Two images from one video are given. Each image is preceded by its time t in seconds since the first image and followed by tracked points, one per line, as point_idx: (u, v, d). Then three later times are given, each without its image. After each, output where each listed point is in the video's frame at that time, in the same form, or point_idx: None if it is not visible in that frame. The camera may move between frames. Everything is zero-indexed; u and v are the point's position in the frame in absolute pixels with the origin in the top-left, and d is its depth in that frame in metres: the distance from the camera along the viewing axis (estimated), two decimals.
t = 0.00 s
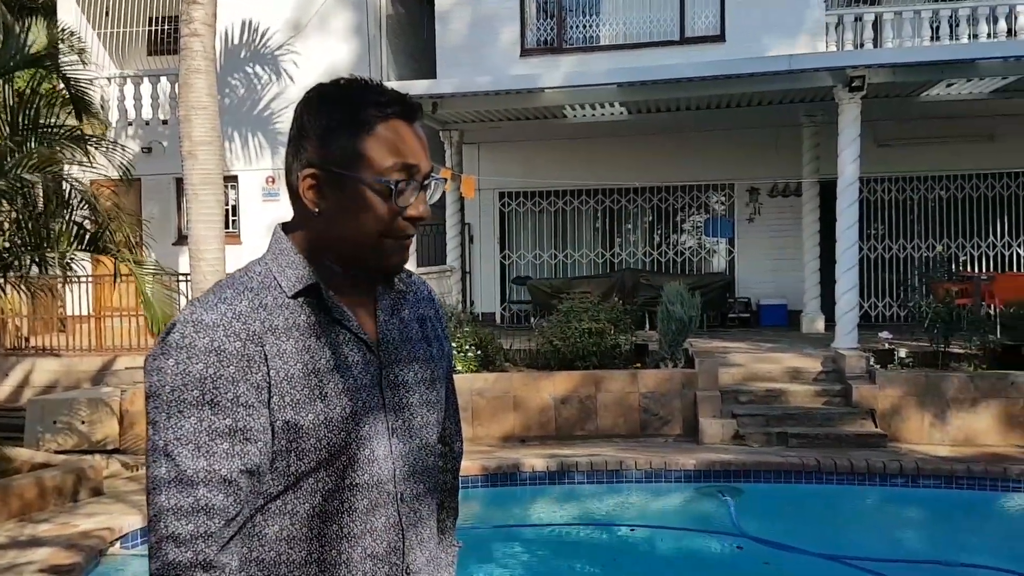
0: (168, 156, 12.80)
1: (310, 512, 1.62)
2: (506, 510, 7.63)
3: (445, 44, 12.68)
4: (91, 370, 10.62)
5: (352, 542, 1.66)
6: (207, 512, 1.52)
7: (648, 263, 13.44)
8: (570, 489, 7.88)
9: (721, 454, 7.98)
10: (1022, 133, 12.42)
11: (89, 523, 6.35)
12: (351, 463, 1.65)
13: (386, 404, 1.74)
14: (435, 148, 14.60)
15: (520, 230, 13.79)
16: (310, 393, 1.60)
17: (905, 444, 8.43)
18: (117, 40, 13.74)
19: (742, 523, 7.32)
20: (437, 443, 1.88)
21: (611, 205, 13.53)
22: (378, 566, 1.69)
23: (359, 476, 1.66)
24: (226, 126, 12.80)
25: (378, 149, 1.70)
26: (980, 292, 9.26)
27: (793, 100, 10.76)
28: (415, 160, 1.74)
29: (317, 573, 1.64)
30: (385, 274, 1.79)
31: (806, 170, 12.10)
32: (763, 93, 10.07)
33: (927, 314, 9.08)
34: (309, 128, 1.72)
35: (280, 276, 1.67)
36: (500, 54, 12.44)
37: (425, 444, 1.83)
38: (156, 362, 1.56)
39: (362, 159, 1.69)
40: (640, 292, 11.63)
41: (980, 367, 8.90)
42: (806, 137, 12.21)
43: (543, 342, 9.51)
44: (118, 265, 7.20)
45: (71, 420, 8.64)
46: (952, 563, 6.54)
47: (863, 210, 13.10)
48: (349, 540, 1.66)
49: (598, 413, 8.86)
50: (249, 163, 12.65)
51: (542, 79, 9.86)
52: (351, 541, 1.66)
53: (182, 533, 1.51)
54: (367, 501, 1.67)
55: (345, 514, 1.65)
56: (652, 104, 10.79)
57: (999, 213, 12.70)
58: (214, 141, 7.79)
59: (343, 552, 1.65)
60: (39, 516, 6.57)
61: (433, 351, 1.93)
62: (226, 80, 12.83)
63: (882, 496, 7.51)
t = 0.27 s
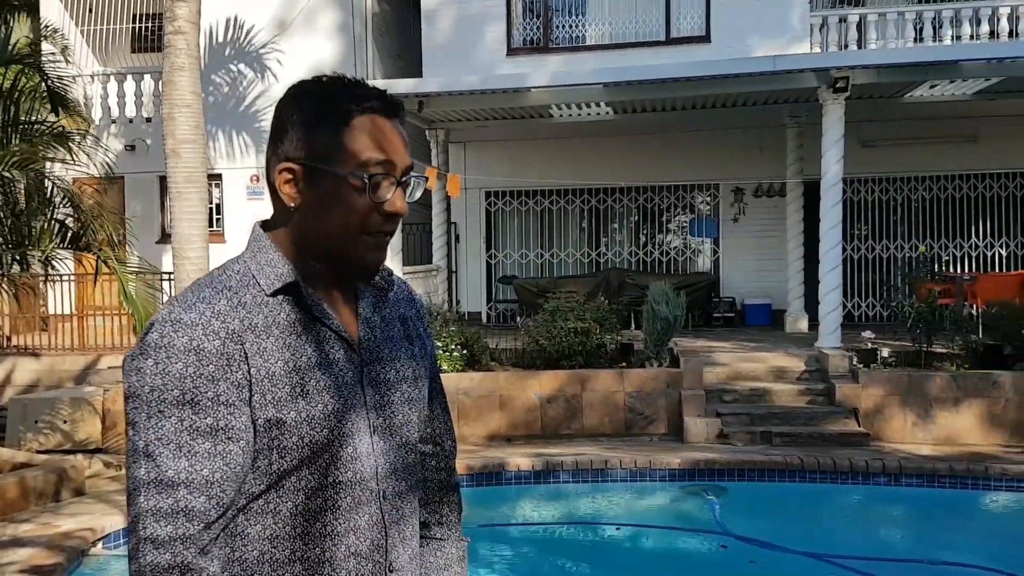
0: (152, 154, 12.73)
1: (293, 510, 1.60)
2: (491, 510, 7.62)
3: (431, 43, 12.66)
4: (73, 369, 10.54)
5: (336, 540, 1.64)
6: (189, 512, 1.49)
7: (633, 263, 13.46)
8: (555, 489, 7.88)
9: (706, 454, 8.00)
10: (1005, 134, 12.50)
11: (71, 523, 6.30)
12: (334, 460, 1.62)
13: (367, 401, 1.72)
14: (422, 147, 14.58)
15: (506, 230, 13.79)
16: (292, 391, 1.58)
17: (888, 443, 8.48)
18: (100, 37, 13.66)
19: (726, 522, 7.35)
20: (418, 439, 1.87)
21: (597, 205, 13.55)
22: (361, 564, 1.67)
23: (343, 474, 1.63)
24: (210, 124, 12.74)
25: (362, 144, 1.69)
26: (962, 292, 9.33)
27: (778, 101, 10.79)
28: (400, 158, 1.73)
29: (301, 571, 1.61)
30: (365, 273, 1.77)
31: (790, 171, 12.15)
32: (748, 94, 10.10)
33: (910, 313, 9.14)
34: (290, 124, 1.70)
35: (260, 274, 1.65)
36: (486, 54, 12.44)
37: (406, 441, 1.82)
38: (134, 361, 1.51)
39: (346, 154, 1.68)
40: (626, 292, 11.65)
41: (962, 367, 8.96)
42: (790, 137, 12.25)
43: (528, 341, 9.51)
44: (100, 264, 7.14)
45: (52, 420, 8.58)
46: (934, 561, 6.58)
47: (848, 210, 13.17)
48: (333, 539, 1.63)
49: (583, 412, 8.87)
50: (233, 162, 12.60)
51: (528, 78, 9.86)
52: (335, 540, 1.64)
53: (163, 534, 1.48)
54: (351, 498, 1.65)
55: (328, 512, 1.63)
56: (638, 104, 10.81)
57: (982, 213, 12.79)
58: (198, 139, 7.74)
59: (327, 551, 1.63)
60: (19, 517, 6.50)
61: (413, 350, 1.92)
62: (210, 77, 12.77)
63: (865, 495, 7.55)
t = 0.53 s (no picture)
0: (148, 152, 12.72)
1: (284, 499, 1.54)
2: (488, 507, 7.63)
3: (427, 41, 12.65)
4: (68, 367, 10.52)
5: (326, 531, 1.58)
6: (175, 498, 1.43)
7: (630, 261, 13.48)
8: (551, 487, 7.88)
9: (701, 452, 8.01)
10: (1001, 133, 12.53)
11: (66, 521, 6.29)
12: (324, 448, 1.57)
13: (356, 389, 1.68)
14: (418, 145, 14.57)
15: (503, 228, 13.79)
16: (279, 376, 1.54)
17: (884, 441, 8.50)
18: (96, 34, 13.64)
19: (722, 520, 7.36)
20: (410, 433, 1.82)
21: (594, 203, 13.56)
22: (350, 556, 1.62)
23: (333, 462, 1.59)
24: (206, 122, 12.73)
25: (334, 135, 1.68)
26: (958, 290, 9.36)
27: (775, 100, 10.81)
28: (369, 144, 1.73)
29: (291, 562, 1.55)
30: (332, 251, 1.73)
31: (786, 169, 12.18)
32: (743, 93, 10.12)
33: (906, 312, 9.16)
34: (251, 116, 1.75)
35: (249, 263, 1.63)
36: (483, 52, 12.43)
37: (398, 433, 1.77)
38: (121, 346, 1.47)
39: (319, 145, 1.67)
40: (622, 290, 11.67)
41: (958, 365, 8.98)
42: (786, 136, 12.27)
43: (524, 340, 9.51)
44: (97, 262, 7.13)
45: (48, 418, 8.57)
46: (929, 559, 6.60)
47: (844, 209, 13.19)
48: (323, 529, 1.58)
49: (579, 411, 8.87)
50: (229, 159, 12.59)
51: (525, 76, 9.86)
52: (325, 531, 1.58)
53: (147, 521, 1.42)
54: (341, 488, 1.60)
55: (319, 501, 1.58)
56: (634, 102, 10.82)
57: (977, 212, 12.82)
58: (195, 137, 7.74)
59: (316, 542, 1.58)
60: (15, 514, 6.49)
61: (412, 345, 1.88)
62: (206, 74, 12.74)
63: (860, 493, 7.57)
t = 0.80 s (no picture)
0: (147, 153, 12.73)
1: (262, 499, 1.53)
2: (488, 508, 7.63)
3: (426, 41, 12.65)
4: (68, 368, 10.52)
5: (306, 532, 1.56)
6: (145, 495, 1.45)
7: (629, 262, 13.48)
8: (550, 487, 7.88)
9: (701, 452, 8.01)
10: (1000, 132, 12.54)
11: (66, 522, 6.30)
12: (303, 449, 1.55)
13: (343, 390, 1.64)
14: (417, 145, 14.57)
15: (502, 228, 13.79)
16: (254, 376, 1.53)
17: (883, 441, 8.50)
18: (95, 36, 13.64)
19: (721, 521, 7.36)
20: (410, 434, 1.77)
21: (593, 203, 13.56)
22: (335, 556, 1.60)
23: (313, 464, 1.56)
24: (205, 123, 12.74)
25: (318, 132, 1.69)
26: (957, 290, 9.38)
27: (774, 99, 10.81)
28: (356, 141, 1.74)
29: (269, 563, 1.54)
30: (321, 247, 1.74)
31: (785, 169, 12.18)
32: (742, 92, 10.12)
33: (905, 311, 9.16)
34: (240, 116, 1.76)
35: (234, 263, 1.64)
36: (482, 52, 12.43)
37: (394, 434, 1.72)
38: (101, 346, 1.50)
39: (304, 143, 1.68)
40: (622, 290, 11.68)
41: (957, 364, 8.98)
42: (786, 136, 12.26)
43: (524, 340, 9.52)
44: (96, 263, 7.12)
45: (47, 419, 8.56)
46: (928, 559, 6.61)
47: (842, 209, 13.20)
48: (303, 530, 1.56)
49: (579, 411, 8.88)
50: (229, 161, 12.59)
51: (524, 77, 9.86)
52: (305, 532, 1.56)
53: (120, 517, 1.44)
54: (322, 489, 1.57)
55: (300, 502, 1.55)
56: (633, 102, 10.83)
57: (977, 211, 12.83)
58: (194, 138, 7.74)
59: (298, 541, 1.56)
60: (15, 516, 6.49)
61: (411, 348, 1.83)
62: (205, 76, 12.75)
63: (860, 493, 7.56)
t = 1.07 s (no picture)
0: (148, 157, 12.73)
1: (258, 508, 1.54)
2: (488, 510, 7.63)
3: (426, 45, 12.66)
4: (68, 372, 10.52)
5: (304, 541, 1.58)
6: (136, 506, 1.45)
7: (629, 264, 13.49)
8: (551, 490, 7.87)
9: (701, 455, 8.00)
10: (1000, 134, 12.55)
11: (67, 527, 6.30)
12: (301, 460, 1.56)
13: (343, 400, 1.65)
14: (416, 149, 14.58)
15: (502, 231, 13.81)
16: (253, 387, 1.54)
17: (884, 443, 8.50)
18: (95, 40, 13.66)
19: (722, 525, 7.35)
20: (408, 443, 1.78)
21: (593, 206, 13.58)
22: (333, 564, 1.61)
23: (310, 474, 1.57)
24: (205, 127, 12.75)
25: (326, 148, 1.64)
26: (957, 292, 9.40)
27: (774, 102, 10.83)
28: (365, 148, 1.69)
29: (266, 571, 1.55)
30: (334, 258, 1.75)
31: (785, 172, 12.20)
32: (742, 95, 10.14)
33: (905, 314, 9.17)
34: (247, 118, 1.66)
35: (233, 271, 1.64)
36: (482, 55, 12.44)
37: (391, 444, 1.73)
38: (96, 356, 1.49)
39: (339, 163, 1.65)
40: (622, 293, 11.70)
41: (958, 367, 8.98)
42: (785, 139, 12.28)
43: (525, 343, 9.52)
44: (97, 266, 7.13)
45: (47, 423, 8.55)
46: (930, 561, 6.60)
47: (842, 211, 13.21)
48: (300, 539, 1.57)
49: (579, 414, 8.88)
50: (229, 164, 12.59)
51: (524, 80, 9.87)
52: (303, 540, 1.58)
53: (105, 526, 1.43)
54: (320, 498, 1.59)
55: (300, 511, 1.57)
56: (633, 106, 10.84)
57: (976, 214, 12.85)
58: (195, 142, 7.75)
59: (296, 550, 1.57)
60: (15, 521, 6.49)
61: (409, 352, 1.83)
62: (206, 80, 12.77)
63: (862, 496, 7.54)
